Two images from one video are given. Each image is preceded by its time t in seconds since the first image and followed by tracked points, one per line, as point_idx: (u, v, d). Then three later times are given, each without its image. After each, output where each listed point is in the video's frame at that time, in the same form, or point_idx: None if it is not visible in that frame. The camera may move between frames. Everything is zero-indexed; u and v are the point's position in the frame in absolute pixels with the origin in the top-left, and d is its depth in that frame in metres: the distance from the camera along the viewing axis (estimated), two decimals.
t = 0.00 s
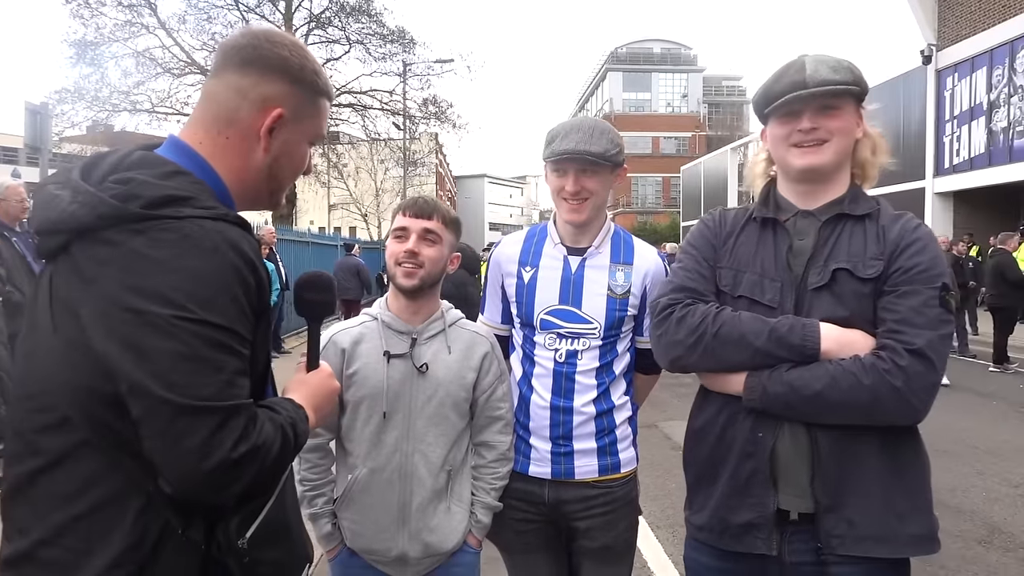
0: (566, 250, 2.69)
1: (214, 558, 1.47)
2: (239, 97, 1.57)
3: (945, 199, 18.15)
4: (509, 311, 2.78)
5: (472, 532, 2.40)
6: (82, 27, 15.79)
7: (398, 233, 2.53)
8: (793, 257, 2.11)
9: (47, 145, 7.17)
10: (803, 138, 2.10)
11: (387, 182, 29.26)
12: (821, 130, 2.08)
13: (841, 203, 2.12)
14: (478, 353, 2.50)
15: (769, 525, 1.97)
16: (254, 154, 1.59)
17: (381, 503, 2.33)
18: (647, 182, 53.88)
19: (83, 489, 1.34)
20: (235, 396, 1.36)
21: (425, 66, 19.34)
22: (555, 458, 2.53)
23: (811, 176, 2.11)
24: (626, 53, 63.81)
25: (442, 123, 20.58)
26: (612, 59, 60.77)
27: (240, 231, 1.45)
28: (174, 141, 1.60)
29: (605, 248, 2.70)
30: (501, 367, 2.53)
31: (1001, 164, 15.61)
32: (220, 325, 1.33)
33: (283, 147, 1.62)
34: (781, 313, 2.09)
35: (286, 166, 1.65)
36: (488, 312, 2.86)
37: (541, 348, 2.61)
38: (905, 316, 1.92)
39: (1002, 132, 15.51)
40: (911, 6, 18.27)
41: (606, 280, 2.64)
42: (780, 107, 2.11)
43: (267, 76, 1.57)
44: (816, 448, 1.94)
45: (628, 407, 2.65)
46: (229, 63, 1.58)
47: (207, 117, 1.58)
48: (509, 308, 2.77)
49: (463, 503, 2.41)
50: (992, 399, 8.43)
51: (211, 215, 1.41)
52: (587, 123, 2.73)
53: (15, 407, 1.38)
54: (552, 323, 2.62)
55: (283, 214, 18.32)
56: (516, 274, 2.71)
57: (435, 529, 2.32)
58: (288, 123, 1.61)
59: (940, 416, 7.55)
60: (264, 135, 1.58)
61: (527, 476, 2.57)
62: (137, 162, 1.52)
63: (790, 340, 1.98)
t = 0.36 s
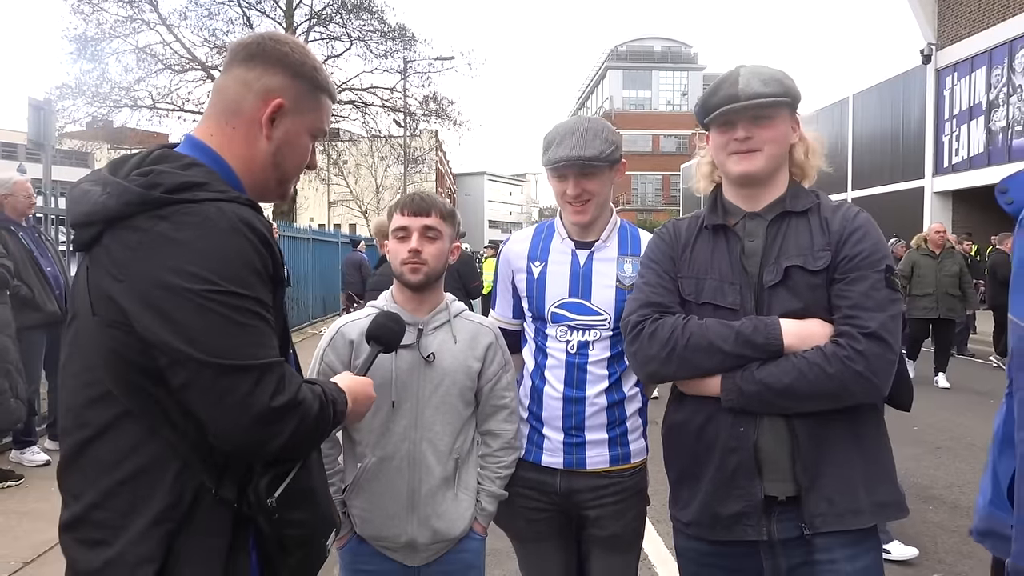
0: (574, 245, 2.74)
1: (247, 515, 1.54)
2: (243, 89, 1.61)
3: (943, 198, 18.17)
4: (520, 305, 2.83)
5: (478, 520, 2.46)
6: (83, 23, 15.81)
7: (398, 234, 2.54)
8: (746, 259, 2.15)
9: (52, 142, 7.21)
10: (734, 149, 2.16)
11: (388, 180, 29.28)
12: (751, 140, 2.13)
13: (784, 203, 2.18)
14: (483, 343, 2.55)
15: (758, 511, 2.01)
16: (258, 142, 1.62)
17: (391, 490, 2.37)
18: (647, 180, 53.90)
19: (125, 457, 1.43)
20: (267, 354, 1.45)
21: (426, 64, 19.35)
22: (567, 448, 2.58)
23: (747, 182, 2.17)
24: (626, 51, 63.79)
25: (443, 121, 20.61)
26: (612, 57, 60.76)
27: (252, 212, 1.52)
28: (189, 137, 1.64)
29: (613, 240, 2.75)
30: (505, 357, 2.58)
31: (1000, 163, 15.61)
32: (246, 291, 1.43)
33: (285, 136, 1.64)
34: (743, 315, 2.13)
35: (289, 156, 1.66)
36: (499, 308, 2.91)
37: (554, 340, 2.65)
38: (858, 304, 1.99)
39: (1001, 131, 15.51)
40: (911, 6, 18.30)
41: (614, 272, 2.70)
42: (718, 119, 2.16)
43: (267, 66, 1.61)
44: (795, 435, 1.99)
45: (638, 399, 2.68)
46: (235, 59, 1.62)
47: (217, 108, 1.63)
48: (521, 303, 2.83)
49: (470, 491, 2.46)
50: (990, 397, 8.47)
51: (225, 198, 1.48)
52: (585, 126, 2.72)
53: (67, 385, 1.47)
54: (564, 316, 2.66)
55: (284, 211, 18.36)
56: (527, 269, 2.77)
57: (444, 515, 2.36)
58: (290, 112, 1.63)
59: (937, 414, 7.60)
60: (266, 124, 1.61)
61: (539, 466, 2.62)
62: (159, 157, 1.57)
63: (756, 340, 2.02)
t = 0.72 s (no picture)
0: (566, 243, 2.73)
1: (240, 508, 1.55)
2: (242, 97, 1.62)
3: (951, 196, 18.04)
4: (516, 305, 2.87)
5: (468, 515, 2.48)
6: (91, 21, 15.89)
7: (385, 237, 2.54)
8: (737, 259, 2.16)
9: (61, 140, 7.25)
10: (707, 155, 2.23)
11: (394, 178, 29.33)
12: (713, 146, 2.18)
13: (781, 203, 2.13)
14: (472, 340, 2.55)
15: (730, 510, 2.03)
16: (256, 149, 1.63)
17: (382, 487, 2.38)
18: (654, 178, 53.80)
19: (122, 450, 1.46)
20: (259, 352, 1.46)
21: (432, 62, 19.34)
22: (570, 445, 2.59)
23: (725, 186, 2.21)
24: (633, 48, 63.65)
25: (449, 119, 20.62)
26: (619, 54, 60.67)
27: (246, 214, 1.53)
28: (187, 141, 1.65)
29: (604, 237, 2.72)
30: (495, 354, 2.59)
31: (1009, 161, 15.49)
32: (236, 291, 1.44)
33: (283, 144, 1.64)
34: (731, 313, 2.15)
35: (287, 165, 1.67)
36: (496, 308, 2.94)
37: (552, 339, 2.68)
38: (832, 305, 1.94)
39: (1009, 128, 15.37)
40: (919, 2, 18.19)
41: (608, 268, 2.68)
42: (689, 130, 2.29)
43: (269, 77, 1.62)
44: (767, 436, 1.99)
45: (640, 393, 2.68)
46: (237, 67, 1.64)
47: (217, 115, 1.64)
48: (518, 303, 2.85)
49: (461, 486, 2.47)
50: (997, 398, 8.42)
51: (217, 200, 1.50)
52: (573, 130, 2.69)
53: (68, 382, 1.52)
54: (561, 315, 2.68)
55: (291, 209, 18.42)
56: (521, 270, 2.78)
57: (434, 510, 2.38)
58: (288, 121, 1.64)
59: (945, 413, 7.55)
60: (263, 132, 1.62)
61: (543, 462, 2.64)
62: (155, 161, 1.60)
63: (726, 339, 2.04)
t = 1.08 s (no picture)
0: (551, 247, 2.72)
1: (207, 514, 1.71)
2: (209, 100, 1.77)
3: (966, 194, 17.82)
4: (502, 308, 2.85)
5: (450, 517, 2.61)
6: (103, 21, 16.03)
7: (359, 239, 2.64)
8: (757, 256, 2.16)
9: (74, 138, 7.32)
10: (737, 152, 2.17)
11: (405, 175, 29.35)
12: (739, 144, 2.12)
13: (807, 198, 2.06)
14: (450, 340, 2.66)
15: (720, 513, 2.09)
16: (222, 152, 1.78)
17: (359, 488, 2.51)
18: (666, 176, 53.62)
19: (83, 458, 1.61)
20: (219, 360, 1.62)
21: (441, 60, 19.31)
22: (559, 446, 2.59)
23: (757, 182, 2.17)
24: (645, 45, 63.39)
25: (459, 117, 20.59)
26: (630, 52, 60.45)
27: (205, 216, 1.68)
28: (154, 142, 1.80)
29: (590, 239, 2.72)
30: (474, 354, 2.70)
31: None
32: (193, 297, 1.59)
33: (249, 147, 1.80)
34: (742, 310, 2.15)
35: (253, 167, 1.82)
36: (483, 312, 2.92)
37: (539, 342, 2.67)
38: (832, 314, 1.85)
39: None
40: None
41: (594, 271, 2.68)
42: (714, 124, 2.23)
43: (239, 83, 1.78)
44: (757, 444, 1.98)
45: (628, 394, 2.68)
46: (207, 69, 1.80)
47: (186, 118, 1.79)
48: (505, 306, 2.83)
49: (440, 487, 2.60)
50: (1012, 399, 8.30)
51: (175, 203, 1.64)
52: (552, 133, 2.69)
53: (32, 395, 1.67)
54: (547, 319, 2.67)
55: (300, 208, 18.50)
56: (507, 274, 2.77)
57: (412, 511, 2.51)
58: (256, 125, 1.79)
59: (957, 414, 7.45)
60: (229, 135, 1.77)
61: (532, 464, 2.63)
62: (115, 162, 1.73)
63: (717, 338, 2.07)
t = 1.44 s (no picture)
0: (557, 253, 2.73)
1: (207, 525, 1.73)
2: (211, 110, 1.79)
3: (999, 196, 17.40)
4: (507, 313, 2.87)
5: (456, 523, 2.62)
6: (133, 29, 16.36)
7: (365, 246, 2.66)
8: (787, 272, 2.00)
9: (100, 143, 7.45)
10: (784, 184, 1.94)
11: (429, 179, 29.48)
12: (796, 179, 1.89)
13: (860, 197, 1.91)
14: (454, 345, 2.67)
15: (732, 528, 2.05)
16: (224, 161, 1.80)
17: (365, 494, 2.54)
18: (692, 178, 53.26)
19: (82, 468, 1.63)
20: (219, 373, 1.64)
21: (465, 63, 19.31)
22: (562, 454, 2.58)
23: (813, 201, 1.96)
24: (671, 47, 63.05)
25: (483, 120, 20.60)
26: (656, 54, 60.16)
27: (204, 226, 1.69)
28: (154, 150, 1.81)
29: (597, 246, 2.73)
30: (478, 358, 2.70)
31: None
32: (193, 308, 1.60)
33: (251, 157, 1.81)
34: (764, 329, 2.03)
35: (254, 176, 1.83)
36: (488, 317, 2.94)
37: (543, 349, 2.66)
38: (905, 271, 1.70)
39: None
40: None
41: (600, 277, 2.68)
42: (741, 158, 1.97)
43: (242, 91, 1.79)
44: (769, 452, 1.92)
45: (633, 401, 2.69)
46: (211, 79, 1.81)
47: (188, 126, 1.80)
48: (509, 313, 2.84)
49: (446, 493, 2.62)
50: None
51: (174, 213, 1.65)
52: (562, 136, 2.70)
53: (27, 404, 1.68)
54: (552, 325, 2.66)
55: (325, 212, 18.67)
56: (512, 280, 2.78)
57: (418, 518, 2.53)
58: (258, 135, 1.80)
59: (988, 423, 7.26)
60: (231, 145, 1.78)
61: (534, 472, 2.63)
62: (116, 169, 1.76)
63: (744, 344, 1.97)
